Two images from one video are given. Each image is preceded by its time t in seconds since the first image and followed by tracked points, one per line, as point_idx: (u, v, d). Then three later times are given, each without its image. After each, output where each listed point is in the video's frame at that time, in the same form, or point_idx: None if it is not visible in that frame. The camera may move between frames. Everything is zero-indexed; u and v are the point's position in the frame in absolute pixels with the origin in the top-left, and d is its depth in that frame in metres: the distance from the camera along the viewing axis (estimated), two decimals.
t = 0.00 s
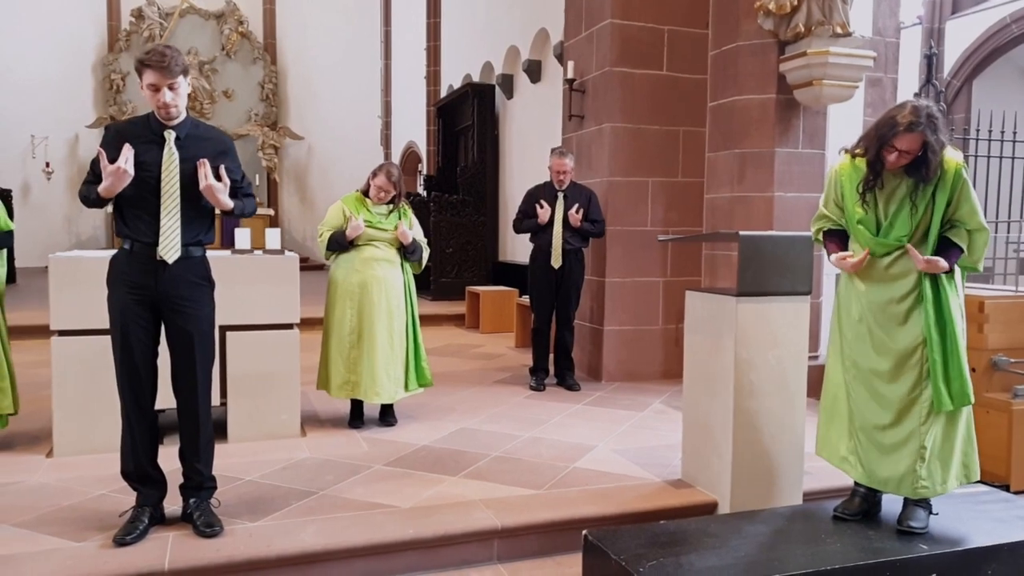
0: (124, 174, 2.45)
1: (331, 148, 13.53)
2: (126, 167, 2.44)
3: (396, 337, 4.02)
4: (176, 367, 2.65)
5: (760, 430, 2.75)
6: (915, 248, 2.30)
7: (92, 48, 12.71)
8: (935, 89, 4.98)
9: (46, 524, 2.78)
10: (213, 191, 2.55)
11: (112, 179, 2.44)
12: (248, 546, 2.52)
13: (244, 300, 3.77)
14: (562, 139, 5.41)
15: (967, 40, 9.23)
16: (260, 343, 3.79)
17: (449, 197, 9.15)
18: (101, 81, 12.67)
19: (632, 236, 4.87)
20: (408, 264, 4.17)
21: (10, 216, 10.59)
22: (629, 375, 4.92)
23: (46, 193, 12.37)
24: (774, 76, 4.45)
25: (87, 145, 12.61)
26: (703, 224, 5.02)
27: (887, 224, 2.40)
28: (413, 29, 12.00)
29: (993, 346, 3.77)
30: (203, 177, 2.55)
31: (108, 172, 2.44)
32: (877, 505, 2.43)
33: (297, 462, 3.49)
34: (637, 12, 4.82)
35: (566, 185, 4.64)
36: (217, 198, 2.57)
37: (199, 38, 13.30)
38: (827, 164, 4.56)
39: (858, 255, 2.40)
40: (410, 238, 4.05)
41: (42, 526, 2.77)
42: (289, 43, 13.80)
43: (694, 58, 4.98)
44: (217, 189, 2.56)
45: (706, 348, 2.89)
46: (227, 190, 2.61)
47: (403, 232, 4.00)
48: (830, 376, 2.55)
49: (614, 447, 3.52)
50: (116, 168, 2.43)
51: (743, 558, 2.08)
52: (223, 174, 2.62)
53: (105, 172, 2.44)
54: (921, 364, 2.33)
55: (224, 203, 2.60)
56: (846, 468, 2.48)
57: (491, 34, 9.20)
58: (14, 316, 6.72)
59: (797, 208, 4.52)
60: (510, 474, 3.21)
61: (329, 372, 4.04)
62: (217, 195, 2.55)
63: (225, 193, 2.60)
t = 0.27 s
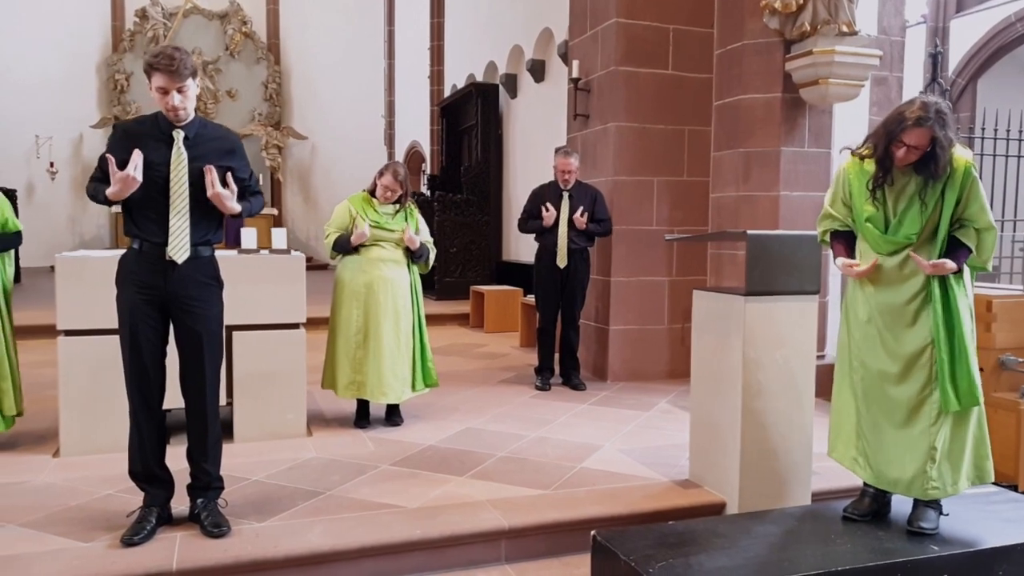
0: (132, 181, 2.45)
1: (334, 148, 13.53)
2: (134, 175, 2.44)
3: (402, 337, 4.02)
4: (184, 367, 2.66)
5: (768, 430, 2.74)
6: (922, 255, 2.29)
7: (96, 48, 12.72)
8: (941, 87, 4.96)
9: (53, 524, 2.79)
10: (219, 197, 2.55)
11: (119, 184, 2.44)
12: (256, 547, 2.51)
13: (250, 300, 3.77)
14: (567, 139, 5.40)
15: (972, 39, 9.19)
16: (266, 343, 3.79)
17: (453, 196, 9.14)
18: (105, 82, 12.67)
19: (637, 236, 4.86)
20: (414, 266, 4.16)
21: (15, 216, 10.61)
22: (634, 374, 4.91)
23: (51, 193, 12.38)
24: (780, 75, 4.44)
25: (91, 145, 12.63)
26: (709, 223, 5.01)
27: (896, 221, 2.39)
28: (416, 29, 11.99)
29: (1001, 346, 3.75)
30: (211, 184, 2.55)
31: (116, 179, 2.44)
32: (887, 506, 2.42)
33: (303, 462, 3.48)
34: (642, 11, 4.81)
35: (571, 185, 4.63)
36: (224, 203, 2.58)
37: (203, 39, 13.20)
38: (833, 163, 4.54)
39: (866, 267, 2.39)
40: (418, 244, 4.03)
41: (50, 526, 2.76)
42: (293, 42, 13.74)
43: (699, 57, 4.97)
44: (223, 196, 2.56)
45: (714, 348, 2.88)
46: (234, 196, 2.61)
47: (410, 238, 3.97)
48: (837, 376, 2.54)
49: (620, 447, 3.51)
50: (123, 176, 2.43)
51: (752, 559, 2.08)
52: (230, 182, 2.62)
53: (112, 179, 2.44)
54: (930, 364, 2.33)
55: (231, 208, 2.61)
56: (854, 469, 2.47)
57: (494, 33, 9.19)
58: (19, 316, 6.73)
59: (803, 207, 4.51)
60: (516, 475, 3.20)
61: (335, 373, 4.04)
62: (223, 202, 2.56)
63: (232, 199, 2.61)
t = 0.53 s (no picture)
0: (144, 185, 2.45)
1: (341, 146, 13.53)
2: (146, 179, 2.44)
3: (412, 336, 4.01)
4: (199, 364, 2.68)
5: (781, 429, 2.73)
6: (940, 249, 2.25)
7: (104, 47, 12.74)
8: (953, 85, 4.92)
9: (66, 521, 2.79)
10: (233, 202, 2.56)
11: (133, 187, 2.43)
12: (268, 545, 2.51)
13: (261, 297, 3.77)
14: (576, 136, 5.38)
15: (983, 37, 9.13)
16: (276, 340, 3.80)
17: (460, 195, 9.13)
18: (113, 80, 12.69)
19: (647, 234, 4.85)
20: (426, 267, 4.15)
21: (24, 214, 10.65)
22: (643, 373, 4.89)
23: (59, 191, 12.42)
24: (791, 72, 4.41)
25: (100, 143, 12.66)
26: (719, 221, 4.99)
27: (914, 215, 2.36)
28: (424, 27, 11.99)
29: (1016, 346, 3.72)
30: (223, 189, 2.55)
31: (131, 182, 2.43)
32: (903, 506, 2.41)
33: (314, 460, 3.48)
34: (652, 8, 4.79)
35: (580, 182, 4.61)
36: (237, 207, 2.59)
37: (211, 37, 13.22)
38: (845, 161, 4.51)
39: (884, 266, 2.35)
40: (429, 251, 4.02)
41: (63, 523, 2.77)
42: (300, 42, 13.66)
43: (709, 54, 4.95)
44: (236, 200, 2.57)
45: (727, 346, 2.87)
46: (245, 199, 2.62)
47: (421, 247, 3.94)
48: (851, 377, 2.52)
49: (631, 446, 3.50)
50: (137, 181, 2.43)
51: (768, 559, 2.07)
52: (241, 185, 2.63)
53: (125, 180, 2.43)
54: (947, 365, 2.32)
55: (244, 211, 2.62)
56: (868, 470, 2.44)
57: (502, 31, 9.18)
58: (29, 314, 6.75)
59: (813, 206, 4.48)
60: (527, 473, 3.20)
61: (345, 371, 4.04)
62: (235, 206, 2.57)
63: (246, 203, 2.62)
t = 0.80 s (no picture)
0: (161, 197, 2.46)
1: (351, 146, 13.57)
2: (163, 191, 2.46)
3: (425, 333, 4.00)
4: (214, 360, 2.68)
5: (799, 428, 2.71)
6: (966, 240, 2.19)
7: (116, 46, 12.80)
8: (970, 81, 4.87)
9: (83, 517, 2.80)
10: (248, 208, 2.59)
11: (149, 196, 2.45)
12: (284, 543, 2.51)
13: (275, 295, 3.77)
14: (588, 134, 5.36)
15: (1000, 33, 9.05)
16: (290, 338, 3.80)
17: (470, 193, 9.12)
18: (125, 80, 12.73)
19: (661, 232, 4.83)
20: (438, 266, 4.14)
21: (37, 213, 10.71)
22: (656, 373, 4.87)
23: (72, 190, 12.49)
24: (808, 69, 4.39)
25: (112, 142, 12.71)
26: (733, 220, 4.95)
27: (942, 208, 2.33)
28: (434, 26, 11.99)
29: None
30: (235, 204, 2.55)
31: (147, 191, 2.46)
32: (926, 508, 2.39)
33: (328, 458, 3.48)
34: (666, 5, 4.77)
35: (593, 177, 4.60)
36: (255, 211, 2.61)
37: (221, 38, 13.11)
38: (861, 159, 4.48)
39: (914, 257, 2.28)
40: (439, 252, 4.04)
41: (80, 519, 2.78)
42: (309, 41, 13.57)
43: (723, 51, 4.92)
44: (256, 206, 2.60)
45: (744, 345, 2.85)
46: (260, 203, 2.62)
47: (433, 254, 4.03)
48: (870, 379, 2.49)
49: (646, 446, 3.48)
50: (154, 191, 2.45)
51: (789, 561, 2.05)
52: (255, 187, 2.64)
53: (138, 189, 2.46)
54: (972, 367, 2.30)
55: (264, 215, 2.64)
56: (888, 474, 2.40)
57: (512, 29, 9.16)
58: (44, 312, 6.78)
59: (829, 203, 4.45)
60: (542, 472, 3.18)
61: (359, 369, 4.03)
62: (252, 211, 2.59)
63: (264, 204, 2.64)
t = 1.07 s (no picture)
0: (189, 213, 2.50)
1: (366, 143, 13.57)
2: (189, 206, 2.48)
3: (442, 331, 3.98)
4: (236, 357, 2.68)
5: (825, 429, 2.67)
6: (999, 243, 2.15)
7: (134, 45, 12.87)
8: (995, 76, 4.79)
9: (106, 513, 2.81)
10: (263, 214, 2.60)
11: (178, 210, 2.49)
12: (307, 541, 2.51)
13: (295, 292, 3.77)
14: (607, 130, 5.32)
15: None
16: (309, 335, 3.79)
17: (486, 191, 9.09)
18: (143, 79, 12.79)
19: (680, 229, 4.79)
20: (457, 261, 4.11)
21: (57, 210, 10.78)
22: (675, 372, 4.83)
23: (91, 188, 12.57)
24: (830, 64, 4.33)
25: (130, 141, 12.78)
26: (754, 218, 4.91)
27: (980, 207, 2.31)
28: (450, 23, 11.97)
29: None
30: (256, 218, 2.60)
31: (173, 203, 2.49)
32: (958, 512, 2.37)
33: (348, 456, 3.48)
34: None
35: (610, 172, 4.58)
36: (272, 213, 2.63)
37: (238, 35, 13.20)
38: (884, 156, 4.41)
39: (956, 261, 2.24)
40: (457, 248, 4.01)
41: (103, 515, 2.79)
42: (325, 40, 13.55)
43: (744, 47, 4.87)
44: (270, 210, 2.61)
45: (768, 343, 2.82)
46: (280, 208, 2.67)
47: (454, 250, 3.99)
48: (900, 383, 2.45)
49: (666, 446, 3.45)
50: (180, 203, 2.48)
51: (819, 564, 2.02)
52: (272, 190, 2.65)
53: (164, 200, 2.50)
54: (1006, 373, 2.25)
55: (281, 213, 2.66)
56: (915, 482, 2.36)
57: (529, 26, 9.12)
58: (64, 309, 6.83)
59: (852, 201, 4.38)
60: (563, 472, 3.16)
61: (377, 366, 4.02)
62: (270, 214, 2.62)
63: (281, 204, 2.65)
